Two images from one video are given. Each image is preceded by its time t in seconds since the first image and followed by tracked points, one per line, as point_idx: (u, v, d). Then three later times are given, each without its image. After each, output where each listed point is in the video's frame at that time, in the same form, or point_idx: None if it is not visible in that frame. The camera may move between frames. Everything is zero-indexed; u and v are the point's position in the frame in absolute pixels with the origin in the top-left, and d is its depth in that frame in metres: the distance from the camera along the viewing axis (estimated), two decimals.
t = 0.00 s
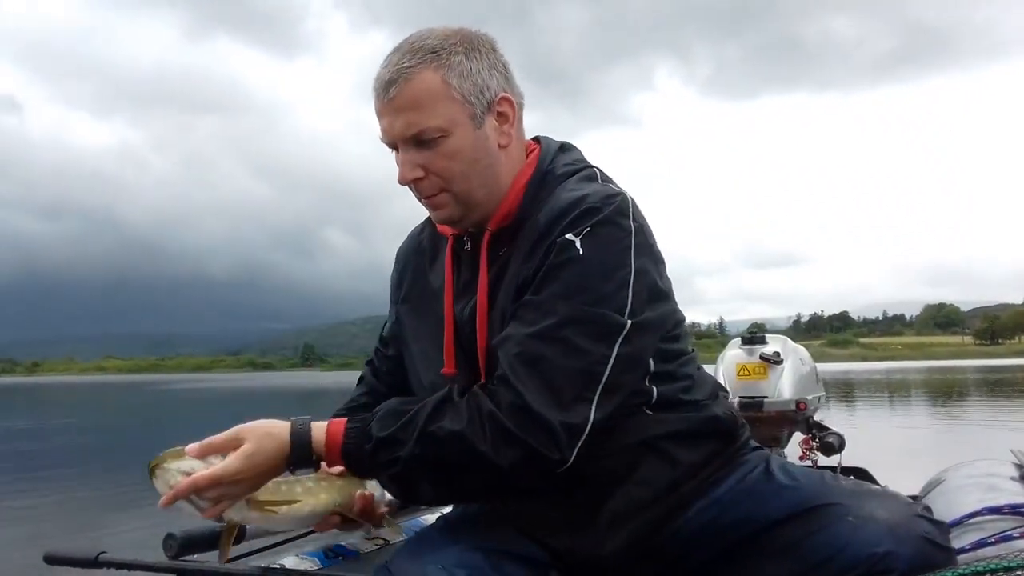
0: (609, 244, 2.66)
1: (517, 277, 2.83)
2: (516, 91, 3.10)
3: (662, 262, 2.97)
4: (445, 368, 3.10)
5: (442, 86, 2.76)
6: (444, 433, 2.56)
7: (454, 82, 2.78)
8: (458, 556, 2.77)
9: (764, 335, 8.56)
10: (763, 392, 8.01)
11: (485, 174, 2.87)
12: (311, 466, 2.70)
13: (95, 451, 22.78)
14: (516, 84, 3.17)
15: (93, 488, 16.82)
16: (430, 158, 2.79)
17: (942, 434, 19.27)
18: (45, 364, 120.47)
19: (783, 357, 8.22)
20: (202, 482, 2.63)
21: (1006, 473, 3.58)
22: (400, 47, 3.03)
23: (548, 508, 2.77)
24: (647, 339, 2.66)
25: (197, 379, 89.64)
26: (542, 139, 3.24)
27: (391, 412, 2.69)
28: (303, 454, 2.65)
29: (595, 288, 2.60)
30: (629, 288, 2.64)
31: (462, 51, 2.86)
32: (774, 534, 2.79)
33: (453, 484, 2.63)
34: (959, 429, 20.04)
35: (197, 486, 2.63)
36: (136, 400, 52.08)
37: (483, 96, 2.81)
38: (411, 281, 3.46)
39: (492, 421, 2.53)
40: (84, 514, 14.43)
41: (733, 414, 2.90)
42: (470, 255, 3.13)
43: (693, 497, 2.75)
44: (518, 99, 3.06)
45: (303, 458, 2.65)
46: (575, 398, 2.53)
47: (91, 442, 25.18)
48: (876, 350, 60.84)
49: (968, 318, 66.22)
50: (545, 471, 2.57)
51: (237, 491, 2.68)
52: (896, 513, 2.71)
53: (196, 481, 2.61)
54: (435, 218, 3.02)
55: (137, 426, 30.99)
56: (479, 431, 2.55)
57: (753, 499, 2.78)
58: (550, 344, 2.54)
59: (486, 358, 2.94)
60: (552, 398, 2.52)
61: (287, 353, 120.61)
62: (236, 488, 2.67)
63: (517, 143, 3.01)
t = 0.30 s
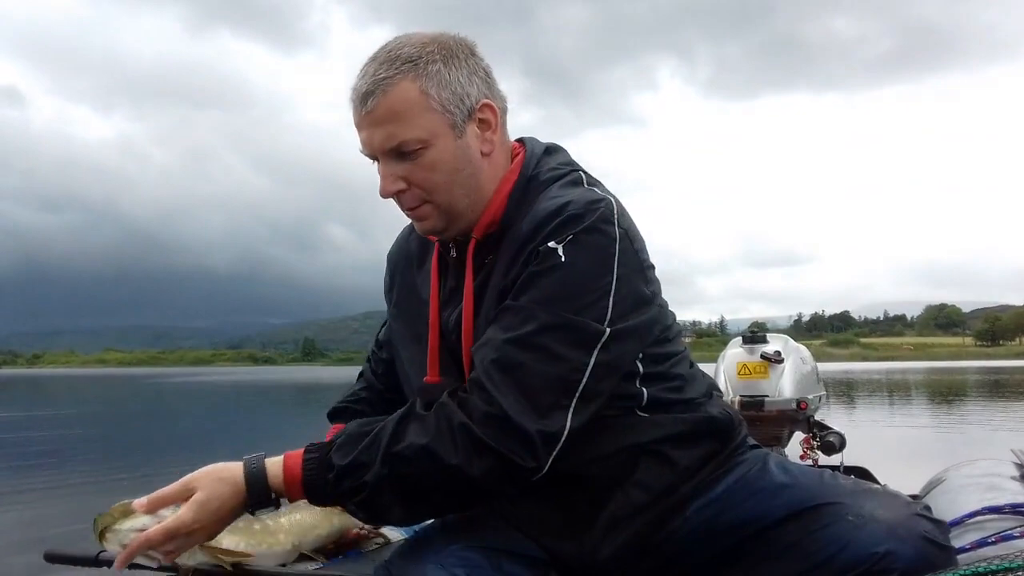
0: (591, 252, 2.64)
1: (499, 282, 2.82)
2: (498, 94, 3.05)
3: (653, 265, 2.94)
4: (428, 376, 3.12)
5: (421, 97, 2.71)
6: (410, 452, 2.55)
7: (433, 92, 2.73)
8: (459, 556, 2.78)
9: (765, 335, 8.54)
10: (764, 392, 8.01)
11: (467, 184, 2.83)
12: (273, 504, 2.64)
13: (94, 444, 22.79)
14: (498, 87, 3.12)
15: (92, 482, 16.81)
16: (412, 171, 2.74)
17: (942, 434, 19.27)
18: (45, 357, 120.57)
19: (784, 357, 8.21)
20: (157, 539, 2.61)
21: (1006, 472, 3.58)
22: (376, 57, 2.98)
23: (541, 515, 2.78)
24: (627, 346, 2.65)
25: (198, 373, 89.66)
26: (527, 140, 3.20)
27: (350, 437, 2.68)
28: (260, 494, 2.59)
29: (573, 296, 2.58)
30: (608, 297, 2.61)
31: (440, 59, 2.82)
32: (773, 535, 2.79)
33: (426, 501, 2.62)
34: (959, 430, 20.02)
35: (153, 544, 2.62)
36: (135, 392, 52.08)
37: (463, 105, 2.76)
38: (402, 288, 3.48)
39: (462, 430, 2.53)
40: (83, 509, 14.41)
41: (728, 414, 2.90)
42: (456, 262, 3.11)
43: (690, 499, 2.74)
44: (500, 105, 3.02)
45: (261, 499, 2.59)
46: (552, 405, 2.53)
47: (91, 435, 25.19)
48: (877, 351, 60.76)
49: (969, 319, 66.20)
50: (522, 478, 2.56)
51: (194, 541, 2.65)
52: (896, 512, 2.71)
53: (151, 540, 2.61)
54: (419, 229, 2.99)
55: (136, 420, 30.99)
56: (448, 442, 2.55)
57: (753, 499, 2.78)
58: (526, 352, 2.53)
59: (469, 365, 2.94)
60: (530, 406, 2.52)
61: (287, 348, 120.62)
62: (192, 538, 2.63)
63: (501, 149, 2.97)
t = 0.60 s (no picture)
0: (578, 259, 2.62)
1: (486, 286, 2.81)
2: (484, 97, 3.03)
3: (647, 269, 2.92)
4: (416, 380, 3.16)
5: (402, 107, 2.70)
6: (385, 460, 2.54)
7: (415, 101, 2.72)
8: (457, 555, 2.77)
9: (765, 335, 8.54)
10: (764, 392, 8.02)
11: (454, 191, 2.83)
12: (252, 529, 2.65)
13: (95, 445, 22.79)
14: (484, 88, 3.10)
15: (93, 483, 16.82)
16: (398, 182, 2.75)
17: (943, 437, 19.27)
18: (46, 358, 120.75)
19: (784, 357, 8.21)
20: None
21: (1007, 473, 3.58)
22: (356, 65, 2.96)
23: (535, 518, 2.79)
24: (612, 351, 2.64)
25: (199, 375, 89.71)
26: (518, 142, 3.19)
27: (331, 449, 2.65)
28: (240, 521, 2.59)
29: (557, 302, 2.57)
30: (593, 303, 2.61)
31: (420, 67, 2.80)
32: (773, 536, 2.79)
33: (405, 510, 2.60)
34: (960, 432, 20.02)
35: None
36: (136, 394, 52.10)
37: (445, 113, 2.75)
38: (397, 291, 3.51)
39: (442, 437, 2.53)
40: (84, 510, 14.41)
41: (727, 416, 2.89)
42: (447, 267, 3.12)
43: (688, 499, 2.74)
44: (485, 108, 3.00)
45: (241, 525, 2.60)
46: (533, 412, 2.53)
47: (92, 436, 25.21)
48: (878, 353, 60.71)
49: (970, 321, 66.15)
50: (501, 483, 2.58)
51: None
52: (896, 513, 2.70)
53: None
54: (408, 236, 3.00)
55: (136, 422, 30.95)
56: (426, 448, 2.55)
57: (750, 498, 2.78)
58: (508, 357, 2.54)
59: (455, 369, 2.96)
60: (513, 412, 2.53)
61: (288, 349, 120.66)
62: None
63: (488, 153, 2.96)
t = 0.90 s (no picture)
0: (598, 271, 2.62)
1: (497, 294, 2.81)
2: (490, 85, 3.02)
3: (661, 272, 2.92)
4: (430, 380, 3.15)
5: (398, 100, 2.74)
6: (411, 472, 2.60)
7: (412, 93, 2.74)
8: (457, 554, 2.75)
9: (765, 334, 8.54)
10: (764, 391, 8.02)
11: (461, 182, 2.82)
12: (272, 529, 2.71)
13: (100, 447, 22.90)
14: (492, 78, 3.08)
15: (96, 485, 16.90)
16: (401, 175, 2.77)
17: (945, 437, 19.24)
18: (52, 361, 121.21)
19: (784, 357, 8.21)
20: None
21: (1007, 472, 3.57)
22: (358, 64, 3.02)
23: (535, 517, 2.81)
24: (629, 366, 2.66)
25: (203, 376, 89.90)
26: (535, 137, 3.17)
27: (361, 461, 2.67)
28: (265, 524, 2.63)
29: (576, 314, 2.58)
30: (613, 316, 2.61)
31: (417, 59, 2.82)
32: (774, 537, 2.80)
33: (424, 519, 2.70)
34: (965, 432, 19.94)
35: None
36: (140, 396, 52.28)
37: (444, 102, 2.76)
38: (400, 278, 3.50)
39: (466, 453, 2.57)
40: (88, 511, 14.46)
41: (730, 422, 2.90)
42: (460, 265, 3.12)
43: (686, 501, 2.75)
44: (491, 96, 2.99)
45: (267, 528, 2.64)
46: (554, 431, 2.56)
47: (96, 438, 25.35)
48: (883, 353, 60.54)
49: (975, 320, 65.97)
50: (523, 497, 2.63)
51: None
52: (898, 514, 2.70)
53: None
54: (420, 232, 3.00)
55: (140, 423, 31.08)
56: (450, 462, 2.59)
57: (752, 500, 2.78)
58: (527, 373, 2.55)
59: (464, 367, 2.95)
60: (532, 430, 2.55)
61: (293, 351, 120.85)
62: None
63: (497, 143, 2.94)
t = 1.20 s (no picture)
0: (590, 269, 2.63)
1: (489, 292, 2.81)
2: (480, 86, 3.03)
3: (658, 274, 2.93)
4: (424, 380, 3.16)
5: (388, 107, 2.73)
6: (386, 467, 2.59)
7: (401, 100, 2.74)
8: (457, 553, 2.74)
9: (765, 335, 8.53)
10: (764, 392, 8.01)
11: (454, 185, 2.82)
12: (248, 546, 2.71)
13: (102, 446, 22.90)
14: (482, 77, 3.08)
15: (97, 484, 16.90)
16: (395, 183, 2.77)
17: (948, 438, 19.18)
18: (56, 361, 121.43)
19: (784, 357, 8.21)
20: None
21: (1007, 473, 3.56)
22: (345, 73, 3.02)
23: (531, 516, 2.85)
24: (620, 364, 2.66)
25: (207, 376, 90.01)
26: (533, 138, 3.17)
27: (331, 460, 2.67)
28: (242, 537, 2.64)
29: (567, 311, 2.58)
30: (603, 314, 2.62)
31: (404, 66, 2.82)
32: (774, 537, 2.79)
33: (399, 513, 2.67)
34: (968, 433, 19.91)
35: None
36: (143, 395, 52.28)
37: (433, 107, 2.75)
38: (398, 276, 3.52)
39: (444, 444, 2.56)
40: (88, 511, 14.45)
41: (728, 423, 2.90)
42: (457, 264, 3.12)
43: (684, 501, 2.75)
44: (481, 97, 2.99)
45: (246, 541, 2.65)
46: (536, 424, 2.56)
47: (98, 437, 25.36)
48: (888, 353, 60.40)
49: (978, 320, 65.80)
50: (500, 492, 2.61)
51: None
52: (898, 515, 2.69)
53: None
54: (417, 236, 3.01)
55: (142, 423, 31.06)
56: (428, 455, 2.59)
57: (748, 500, 2.79)
58: (512, 365, 2.55)
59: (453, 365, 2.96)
60: (515, 422, 2.55)
61: (296, 351, 120.96)
62: None
63: (490, 145, 2.94)
